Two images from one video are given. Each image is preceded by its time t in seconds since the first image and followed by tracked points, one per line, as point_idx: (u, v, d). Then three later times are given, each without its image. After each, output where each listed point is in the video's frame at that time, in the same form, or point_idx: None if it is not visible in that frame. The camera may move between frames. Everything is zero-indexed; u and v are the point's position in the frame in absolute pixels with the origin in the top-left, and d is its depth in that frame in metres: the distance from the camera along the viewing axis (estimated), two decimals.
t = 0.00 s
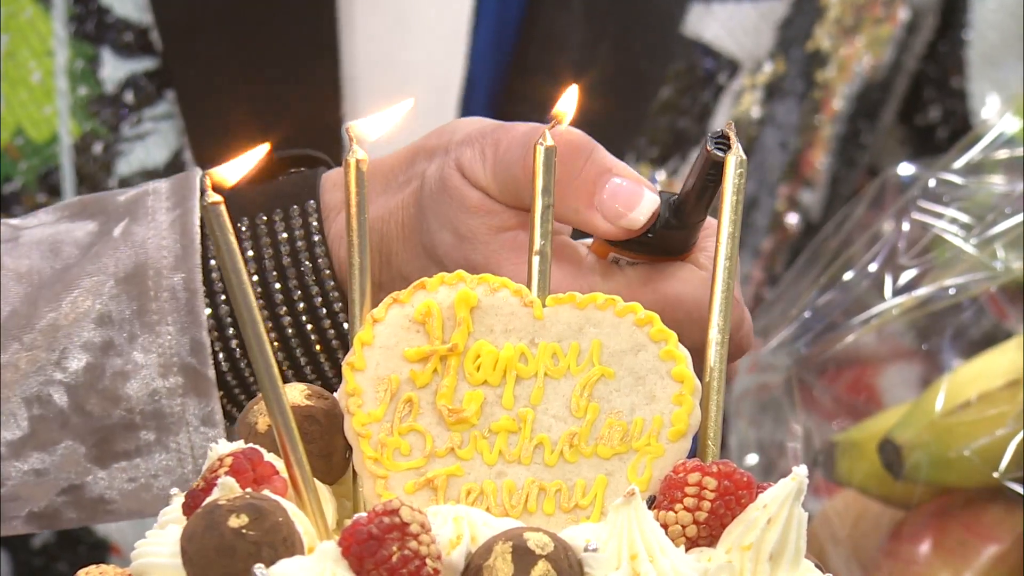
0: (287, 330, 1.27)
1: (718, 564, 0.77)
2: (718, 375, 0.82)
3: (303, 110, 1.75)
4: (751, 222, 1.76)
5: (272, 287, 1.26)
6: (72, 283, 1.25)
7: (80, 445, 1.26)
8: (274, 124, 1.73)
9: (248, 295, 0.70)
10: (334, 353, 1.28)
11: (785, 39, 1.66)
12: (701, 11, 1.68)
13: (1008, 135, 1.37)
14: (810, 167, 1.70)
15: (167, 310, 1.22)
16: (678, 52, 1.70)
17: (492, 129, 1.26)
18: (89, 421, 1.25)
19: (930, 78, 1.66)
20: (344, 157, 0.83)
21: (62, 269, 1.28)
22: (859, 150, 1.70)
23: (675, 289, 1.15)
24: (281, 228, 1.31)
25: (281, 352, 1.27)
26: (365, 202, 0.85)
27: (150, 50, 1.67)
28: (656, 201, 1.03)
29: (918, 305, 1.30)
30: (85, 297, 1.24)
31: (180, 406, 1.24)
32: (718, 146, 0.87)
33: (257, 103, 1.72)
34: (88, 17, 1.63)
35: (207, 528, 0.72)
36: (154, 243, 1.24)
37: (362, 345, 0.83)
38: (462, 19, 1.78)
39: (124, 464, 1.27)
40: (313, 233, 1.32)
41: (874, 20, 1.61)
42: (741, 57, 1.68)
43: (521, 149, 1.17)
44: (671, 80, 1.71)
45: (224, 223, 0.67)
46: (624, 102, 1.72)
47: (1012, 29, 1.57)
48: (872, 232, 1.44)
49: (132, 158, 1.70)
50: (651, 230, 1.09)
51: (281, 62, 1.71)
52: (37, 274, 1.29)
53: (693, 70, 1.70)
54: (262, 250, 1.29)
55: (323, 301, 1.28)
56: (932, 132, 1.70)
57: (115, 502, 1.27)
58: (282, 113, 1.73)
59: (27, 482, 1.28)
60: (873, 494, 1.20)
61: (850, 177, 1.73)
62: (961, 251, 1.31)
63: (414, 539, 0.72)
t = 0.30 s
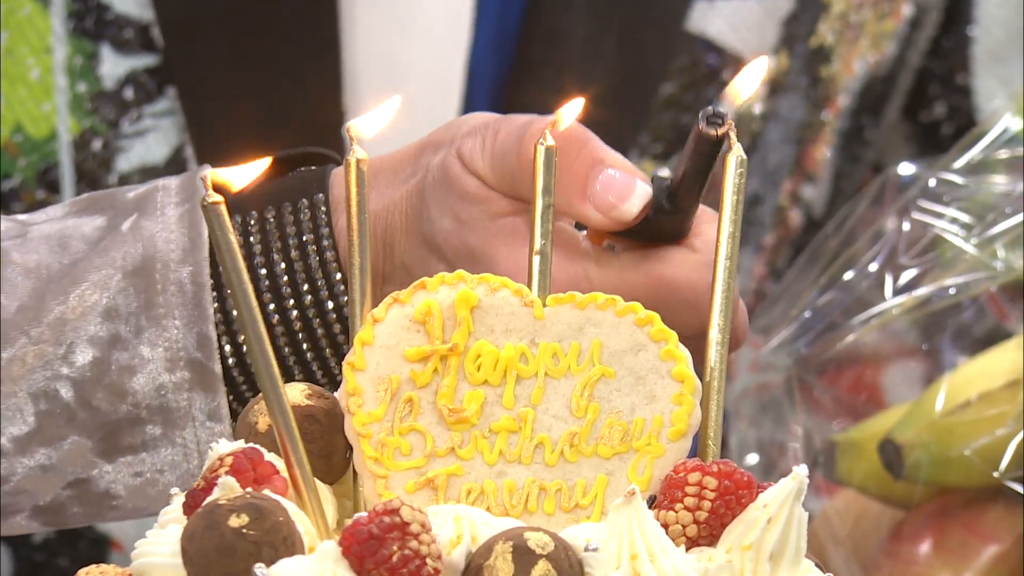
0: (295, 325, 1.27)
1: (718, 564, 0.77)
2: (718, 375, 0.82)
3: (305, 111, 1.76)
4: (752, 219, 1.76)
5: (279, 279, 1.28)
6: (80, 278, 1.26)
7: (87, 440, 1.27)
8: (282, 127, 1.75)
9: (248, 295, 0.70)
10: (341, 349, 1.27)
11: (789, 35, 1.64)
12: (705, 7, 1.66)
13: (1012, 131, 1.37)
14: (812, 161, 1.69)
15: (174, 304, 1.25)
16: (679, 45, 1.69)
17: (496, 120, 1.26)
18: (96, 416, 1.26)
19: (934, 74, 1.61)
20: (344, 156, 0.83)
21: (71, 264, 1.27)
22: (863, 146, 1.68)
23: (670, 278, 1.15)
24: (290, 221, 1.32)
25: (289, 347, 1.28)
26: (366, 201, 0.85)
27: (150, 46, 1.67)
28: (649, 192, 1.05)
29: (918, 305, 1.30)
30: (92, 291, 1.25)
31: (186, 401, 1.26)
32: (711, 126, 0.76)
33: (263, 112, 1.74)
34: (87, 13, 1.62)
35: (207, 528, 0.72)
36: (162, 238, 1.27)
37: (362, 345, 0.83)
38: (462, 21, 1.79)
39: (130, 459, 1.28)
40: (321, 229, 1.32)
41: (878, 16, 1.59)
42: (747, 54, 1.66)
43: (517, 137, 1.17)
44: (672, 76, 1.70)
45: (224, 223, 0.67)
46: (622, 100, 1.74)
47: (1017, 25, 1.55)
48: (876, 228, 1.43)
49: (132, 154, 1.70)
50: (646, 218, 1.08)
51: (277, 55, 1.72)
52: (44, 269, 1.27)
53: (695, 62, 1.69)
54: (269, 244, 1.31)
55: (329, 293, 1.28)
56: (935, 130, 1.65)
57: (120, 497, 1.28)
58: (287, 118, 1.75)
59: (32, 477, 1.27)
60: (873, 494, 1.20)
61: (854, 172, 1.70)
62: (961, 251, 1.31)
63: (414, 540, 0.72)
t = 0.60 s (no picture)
0: (285, 335, 1.27)
1: (718, 564, 0.77)
2: (718, 375, 0.82)
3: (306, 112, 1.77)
4: (752, 218, 1.75)
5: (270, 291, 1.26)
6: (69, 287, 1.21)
7: (76, 448, 1.23)
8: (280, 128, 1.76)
9: (248, 296, 0.70)
10: (331, 358, 1.28)
11: (790, 34, 1.64)
12: (706, 6, 1.65)
13: (1012, 131, 1.36)
14: (812, 161, 1.69)
15: (163, 315, 1.20)
16: (680, 45, 1.68)
17: (490, 138, 1.27)
18: (85, 426, 1.22)
19: (935, 73, 1.62)
20: (344, 156, 0.83)
21: (60, 273, 1.24)
22: (864, 146, 1.68)
23: (672, 294, 1.16)
24: (279, 233, 1.31)
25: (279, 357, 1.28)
26: (365, 202, 0.85)
27: (151, 45, 1.67)
28: (649, 217, 1.05)
29: (917, 305, 1.30)
30: (81, 301, 1.20)
31: (176, 411, 1.21)
32: (713, 157, 0.84)
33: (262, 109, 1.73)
34: (87, 11, 1.62)
35: (207, 528, 0.72)
36: (151, 245, 1.21)
37: (362, 345, 0.83)
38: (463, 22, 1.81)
39: (120, 469, 1.24)
40: (310, 238, 1.32)
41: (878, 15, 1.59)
42: (747, 53, 1.66)
43: (515, 161, 1.19)
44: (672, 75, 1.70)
45: (224, 223, 0.67)
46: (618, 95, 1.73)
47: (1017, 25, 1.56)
48: (876, 228, 1.44)
49: (132, 153, 1.70)
50: (644, 242, 1.10)
51: (278, 53, 1.72)
52: (33, 278, 1.24)
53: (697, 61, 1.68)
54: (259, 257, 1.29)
55: (320, 305, 1.28)
56: (937, 130, 1.66)
57: (110, 506, 1.24)
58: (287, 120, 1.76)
59: (21, 486, 1.24)
60: (873, 494, 1.20)
61: (854, 172, 1.71)
62: (960, 250, 1.31)
63: (414, 540, 0.72)
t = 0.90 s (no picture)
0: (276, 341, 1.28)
1: (718, 564, 0.77)
2: (718, 375, 0.82)
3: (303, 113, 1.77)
4: (752, 215, 1.74)
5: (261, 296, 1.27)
6: (60, 292, 1.20)
7: (67, 453, 1.22)
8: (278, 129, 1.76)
9: (249, 296, 0.70)
10: (322, 365, 1.29)
11: (792, 30, 1.61)
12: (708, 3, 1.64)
13: (1015, 129, 1.33)
14: (813, 155, 1.66)
15: (155, 320, 1.20)
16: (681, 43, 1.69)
17: (482, 145, 1.27)
18: (76, 430, 1.21)
19: (937, 69, 1.60)
20: (344, 156, 0.83)
21: (51, 278, 1.22)
22: (865, 141, 1.67)
23: (667, 303, 1.16)
24: (270, 238, 1.31)
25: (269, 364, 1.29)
26: (365, 202, 0.85)
27: (150, 42, 1.67)
28: (640, 226, 1.06)
29: (918, 306, 1.30)
30: (73, 306, 1.20)
31: (167, 416, 1.22)
32: (705, 168, 0.86)
33: (262, 112, 1.74)
34: (84, 9, 1.60)
35: (207, 528, 0.72)
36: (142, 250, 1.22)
37: (362, 345, 0.83)
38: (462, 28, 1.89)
39: (110, 474, 1.24)
40: (302, 243, 1.31)
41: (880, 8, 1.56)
42: (748, 48, 1.63)
43: (507, 171, 1.19)
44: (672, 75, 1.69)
45: (224, 223, 0.67)
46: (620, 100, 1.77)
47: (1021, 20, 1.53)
48: (877, 225, 1.43)
49: (130, 149, 1.69)
50: (637, 251, 1.11)
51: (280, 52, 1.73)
52: (25, 283, 1.21)
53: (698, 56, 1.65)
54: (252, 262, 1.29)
55: (311, 313, 1.28)
56: (940, 126, 1.67)
57: (101, 511, 1.25)
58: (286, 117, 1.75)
59: (11, 491, 1.23)
60: (873, 494, 1.20)
61: (855, 168, 1.70)
62: (961, 250, 1.31)
63: (414, 540, 0.72)
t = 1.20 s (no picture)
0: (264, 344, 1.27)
1: (718, 564, 0.77)
2: (718, 375, 0.82)
3: (309, 116, 1.77)
4: (751, 214, 1.74)
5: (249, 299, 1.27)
6: (48, 295, 1.21)
7: (52, 456, 1.23)
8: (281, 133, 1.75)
9: (249, 295, 0.70)
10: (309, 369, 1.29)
11: (789, 30, 1.62)
12: (706, 2, 1.66)
13: (1014, 129, 1.34)
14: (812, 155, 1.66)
15: (143, 322, 1.20)
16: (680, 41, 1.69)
17: (461, 146, 1.28)
18: (62, 433, 1.22)
19: (935, 68, 1.60)
20: (344, 156, 0.83)
21: (38, 282, 1.22)
22: (863, 140, 1.67)
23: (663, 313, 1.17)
24: (258, 241, 1.31)
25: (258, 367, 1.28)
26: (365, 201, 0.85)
27: (149, 42, 1.67)
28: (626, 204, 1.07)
29: (918, 305, 1.30)
30: (61, 309, 1.20)
31: (154, 420, 1.21)
32: (694, 162, 0.85)
33: (259, 111, 1.73)
34: (83, 9, 1.61)
35: (207, 528, 0.72)
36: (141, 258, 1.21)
37: (363, 345, 0.83)
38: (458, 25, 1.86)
39: (97, 478, 1.24)
40: (290, 246, 1.31)
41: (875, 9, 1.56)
42: (745, 47, 1.65)
43: (490, 166, 1.21)
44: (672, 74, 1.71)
45: (224, 222, 0.67)
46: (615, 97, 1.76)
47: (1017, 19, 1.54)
48: (876, 225, 1.42)
49: (130, 150, 1.69)
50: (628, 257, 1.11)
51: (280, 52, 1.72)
52: (12, 286, 1.23)
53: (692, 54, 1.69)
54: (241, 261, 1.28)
55: (299, 315, 1.28)
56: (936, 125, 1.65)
57: (85, 515, 1.25)
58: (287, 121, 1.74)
59: None
60: (873, 494, 1.20)
61: (853, 168, 1.69)
62: (962, 251, 1.30)
63: (414, 540, 0.72)
